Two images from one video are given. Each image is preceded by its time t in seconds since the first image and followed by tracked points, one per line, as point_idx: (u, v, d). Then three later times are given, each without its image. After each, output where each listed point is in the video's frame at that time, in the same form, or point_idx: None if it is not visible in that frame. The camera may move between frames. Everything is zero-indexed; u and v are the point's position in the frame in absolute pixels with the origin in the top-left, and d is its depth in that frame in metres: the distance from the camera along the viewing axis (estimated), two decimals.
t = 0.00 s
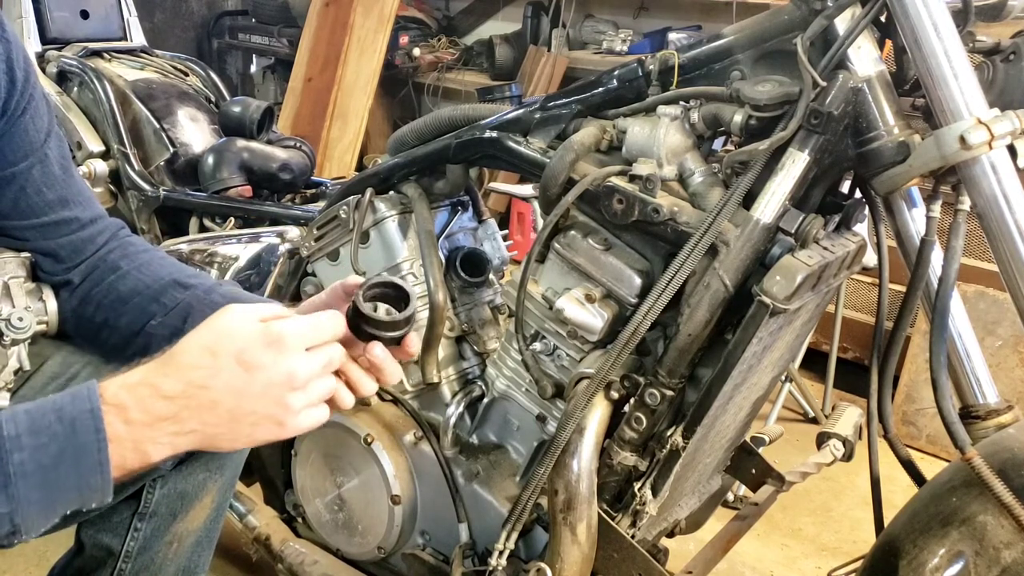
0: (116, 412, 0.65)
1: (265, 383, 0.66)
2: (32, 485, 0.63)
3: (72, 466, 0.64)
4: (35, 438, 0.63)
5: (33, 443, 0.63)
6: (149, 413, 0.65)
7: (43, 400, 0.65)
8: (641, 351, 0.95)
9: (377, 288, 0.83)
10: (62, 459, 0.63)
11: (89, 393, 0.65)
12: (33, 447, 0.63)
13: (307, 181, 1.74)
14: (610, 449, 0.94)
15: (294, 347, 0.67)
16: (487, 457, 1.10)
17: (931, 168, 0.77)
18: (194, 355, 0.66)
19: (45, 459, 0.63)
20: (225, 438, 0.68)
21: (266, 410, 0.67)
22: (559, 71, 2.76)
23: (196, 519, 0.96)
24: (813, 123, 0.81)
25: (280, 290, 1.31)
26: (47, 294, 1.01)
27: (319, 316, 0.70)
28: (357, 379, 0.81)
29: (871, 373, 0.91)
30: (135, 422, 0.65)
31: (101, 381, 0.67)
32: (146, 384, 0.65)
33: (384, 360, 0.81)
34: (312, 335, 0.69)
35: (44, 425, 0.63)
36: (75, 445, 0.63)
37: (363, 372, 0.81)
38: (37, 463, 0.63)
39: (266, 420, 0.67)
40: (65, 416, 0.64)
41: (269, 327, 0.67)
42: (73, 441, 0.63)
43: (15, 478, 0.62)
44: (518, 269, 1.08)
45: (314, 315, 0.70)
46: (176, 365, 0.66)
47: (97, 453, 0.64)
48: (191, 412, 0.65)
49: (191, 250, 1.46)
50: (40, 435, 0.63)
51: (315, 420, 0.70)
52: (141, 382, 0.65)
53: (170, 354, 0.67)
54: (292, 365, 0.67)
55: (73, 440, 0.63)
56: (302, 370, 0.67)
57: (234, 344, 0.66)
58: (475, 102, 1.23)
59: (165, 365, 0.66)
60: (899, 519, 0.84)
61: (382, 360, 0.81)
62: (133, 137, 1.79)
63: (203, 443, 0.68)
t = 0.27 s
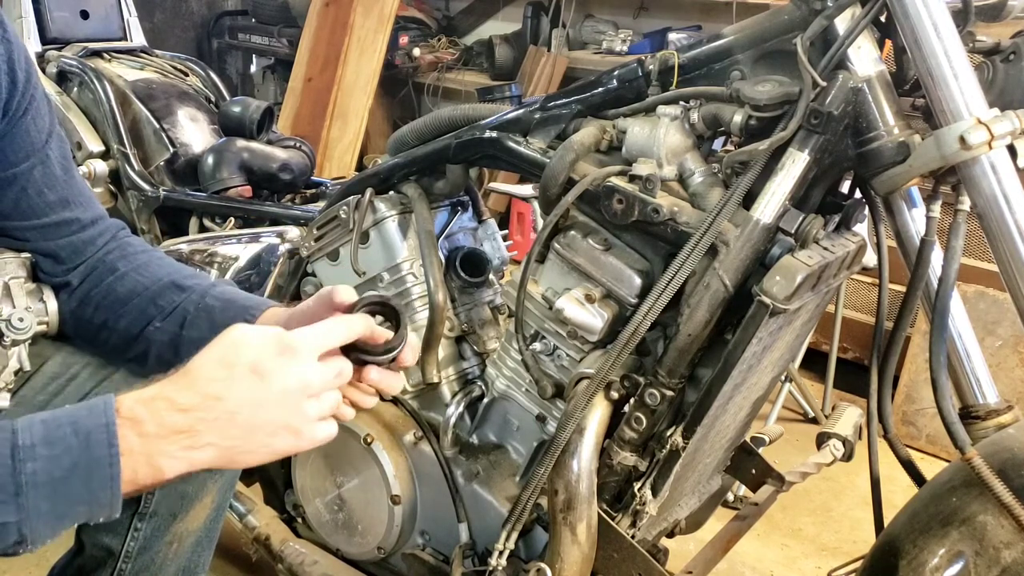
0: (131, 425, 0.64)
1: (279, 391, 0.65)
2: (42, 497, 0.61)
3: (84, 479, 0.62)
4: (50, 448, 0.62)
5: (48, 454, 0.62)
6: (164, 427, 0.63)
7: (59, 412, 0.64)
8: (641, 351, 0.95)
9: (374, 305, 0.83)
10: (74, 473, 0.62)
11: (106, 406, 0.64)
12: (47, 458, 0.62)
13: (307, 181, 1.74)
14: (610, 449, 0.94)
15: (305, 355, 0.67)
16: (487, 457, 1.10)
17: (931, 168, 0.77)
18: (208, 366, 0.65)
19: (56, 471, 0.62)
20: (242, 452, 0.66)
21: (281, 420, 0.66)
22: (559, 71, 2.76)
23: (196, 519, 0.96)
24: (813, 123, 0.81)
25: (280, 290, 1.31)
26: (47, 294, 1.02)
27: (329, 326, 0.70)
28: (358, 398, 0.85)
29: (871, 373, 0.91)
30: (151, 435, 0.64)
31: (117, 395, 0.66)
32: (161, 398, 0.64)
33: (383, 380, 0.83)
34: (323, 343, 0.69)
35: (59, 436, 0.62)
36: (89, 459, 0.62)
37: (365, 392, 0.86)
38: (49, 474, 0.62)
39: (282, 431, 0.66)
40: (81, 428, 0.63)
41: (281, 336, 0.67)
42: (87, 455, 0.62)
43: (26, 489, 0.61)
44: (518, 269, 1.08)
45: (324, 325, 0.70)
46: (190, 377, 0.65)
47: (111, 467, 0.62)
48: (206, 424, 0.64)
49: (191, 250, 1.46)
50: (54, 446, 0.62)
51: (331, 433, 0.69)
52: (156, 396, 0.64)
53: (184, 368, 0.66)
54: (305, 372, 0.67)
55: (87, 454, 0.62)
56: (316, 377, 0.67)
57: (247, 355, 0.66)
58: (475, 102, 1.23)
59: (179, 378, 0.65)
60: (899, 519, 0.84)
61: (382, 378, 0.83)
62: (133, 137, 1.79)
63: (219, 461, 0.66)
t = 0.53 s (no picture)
0: (135, 425, 0.64)
1: (281, 391, 0.66)
2: (47, 494, 0.61)
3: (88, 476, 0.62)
4: (55, 447, 0.62)
5: (54, 451, 0.62)
6: (167, 423, 0.64)
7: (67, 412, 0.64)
8: (641, 351, 0.95)
9: (363, 328, 0.80)
10: (78, 471, 0.62)
11: (113, 406, 0.65)
12: (52, 457, 0.62)
13: (307, 181, 1.74)
14: (610, 449, 0.94)
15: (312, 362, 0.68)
16: (487, 457, 1.10)
17: (931, 168, 0.77)
18: (217, 370, 0.67)
19: (61, 469, 0.62)
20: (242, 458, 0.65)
21: (282, 423, 0.66)
22: (559, 71, 2.76)
23: (196, 519, 0.96)
24: (813, 123, 0.81)
25: (280, 290, 1.31)
26: (47, 294, 1.02)
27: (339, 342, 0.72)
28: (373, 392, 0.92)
29: (871, 373, 0.91)
30: (154, 431, 0.64)
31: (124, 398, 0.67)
32: (166, 398, 0.65)
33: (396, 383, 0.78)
34: (332, 354, 0.70)
35: (65, 435, 0.62)
36: (94, 456, 0.62)
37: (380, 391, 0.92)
38: (54, 471, 0.62)
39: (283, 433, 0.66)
40: (87, 426, 0.63)
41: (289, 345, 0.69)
42: (91, 453, 0.62)
43: (31, 487, 0.61)
44: (518, 269, 1.08)
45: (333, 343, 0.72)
46: (198, 379, 0.66)
47: (115, 465, 0.62)
48: (208, 422, 0.64)
49: (191, 250, 1.46)
50: (60, 444, 0.62)
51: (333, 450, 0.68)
52: (164, 397, 0.65)
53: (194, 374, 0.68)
54: (310, 379, 0.67)
55: (91, 452, 0.62)
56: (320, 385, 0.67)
57: (255, 359, 0.67)
58: (475, 102, 1.23)
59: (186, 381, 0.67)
60: (899, 519, 0.84)
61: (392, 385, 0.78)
62: (133, 137, 1.79)
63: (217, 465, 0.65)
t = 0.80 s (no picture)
0: (142, 438, 0.65)
1: (294, 418, 0.69)
2: (53, 505, 0.62)
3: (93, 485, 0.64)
4: (59, 459, 0.62)
5: (58, 465, 0.62)
6: (178, 442, 0.66)
7: (68, 418, 0.64)
8: (641, 351, 0.95)
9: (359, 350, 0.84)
10: (84, 482, 0.63)
11: (115, 415, 0.64)
12: (57, 469, 0.62)
13: (307, 181, 1.74)
14: (610, 449, 0.94)
15: (325, 390, 0.70)
16: (487, 457, 1.10)
17: (931, 168, 0.77)
18: (230, 387, 0.66)
19: (67, 481, 0.62)
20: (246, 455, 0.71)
21: (289, 439, 0.70)
22: (559, 71, 2.76)
23: (196, 519, 0.96)
24: (813, 123, 0.81)
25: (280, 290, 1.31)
26: (46, 294, 1.01)
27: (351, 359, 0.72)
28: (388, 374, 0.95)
29: (871, 373, 0.91)
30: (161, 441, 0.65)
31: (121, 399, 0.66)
32: (176, 412, 0.65)
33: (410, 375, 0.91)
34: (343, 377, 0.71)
35: (69, 448, 0.62)
36: (99, 469, 0.63)
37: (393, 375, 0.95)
38: (59, 484, 0.62)
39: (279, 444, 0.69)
40: (90, 438, 0.63)
41: (307, 371, 0.68)
42: (97, 466, 0.63)
43: (38, 498, 0.62)
44: (518, 269, 1.08)
45: (345, 359, 0.72)
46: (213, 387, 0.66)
47: (121, 476, 0.64)
48: (220, 441, 0.67)
49: (191, 250, 1.46)
50: (64, 457, 0.62)
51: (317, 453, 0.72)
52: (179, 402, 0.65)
53: (202, 381, 0.66)
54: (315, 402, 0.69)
55: (98, 465, 0.63)
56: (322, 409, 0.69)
57: (271, 384, 0.67)
58: (475, 102, 1.23)
59: (196, 393, 0.66)
60: (899, 519, 0.84)
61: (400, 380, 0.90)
62: (133, 137, 1.79)
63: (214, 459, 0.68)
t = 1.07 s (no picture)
0: (138, 434, 0.64)
1: (289, 418, 0.69)
2: (50, 503, 0.62)
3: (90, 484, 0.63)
4: (56, 458, 0.62)
5: (54, 463, 0.62)
6: (175, 439, 0.65)
7: (65, 417, 0.64)
8: (641, 351, 0.95)
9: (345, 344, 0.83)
10: (81, 481, 0.62)
11: (112, 413, 0.64)
12: (54, 468, 0.62)
13: (307, 181, 1.74)
14: (610, 449, 0.94)
15: (321, 389, 0.70)
16: (487, 457, 1.10)
17: (931, 168, 0.77)
18: (229, 385, 0.66)
19: (63, 479, 0.62)
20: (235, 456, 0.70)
21: (280, 439, 0.70)
22: (559, 71, 2.76)
23: (196, 520, 0.96)
24: (813, 123, 0.81)
25: (280, 290, 1.31)
26: (47, 295, 1.01)
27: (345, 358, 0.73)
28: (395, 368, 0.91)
29: (871, 373, 0.91)
30: (159, 447, 0.65)
31: (118, 398, 0.66)
32: (174, 409, 0.65)
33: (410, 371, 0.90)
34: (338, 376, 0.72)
35: (65, 446, 0.62)
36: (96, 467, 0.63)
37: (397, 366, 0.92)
38: (56, 482, 0.62)
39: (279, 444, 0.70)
40: (87, 436, 0.63)
41: (305, 370, 0.69)
42: (93, 464, 0.63)
43: (35, 497, 0.62)
44: (518, 269, 1.08)
45: (339, 357, 0.73)
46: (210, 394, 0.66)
47: (118, 474, 0.63)
48: (215, 439, 0.67)
49: (191, 250, 1.46)
50: (60, 455, 0.62)
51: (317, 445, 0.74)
52: (174, 406, 0.65)
53: (200, 377, 0.66)
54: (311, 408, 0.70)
55: (94, 462, 0.63)
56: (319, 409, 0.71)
57: (269, 383, 0.67)
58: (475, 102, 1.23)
59: (195, 390, 0.65)
60: (899, 519, 0.84)
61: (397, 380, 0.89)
62: (133, 137, 1.79)
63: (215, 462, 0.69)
